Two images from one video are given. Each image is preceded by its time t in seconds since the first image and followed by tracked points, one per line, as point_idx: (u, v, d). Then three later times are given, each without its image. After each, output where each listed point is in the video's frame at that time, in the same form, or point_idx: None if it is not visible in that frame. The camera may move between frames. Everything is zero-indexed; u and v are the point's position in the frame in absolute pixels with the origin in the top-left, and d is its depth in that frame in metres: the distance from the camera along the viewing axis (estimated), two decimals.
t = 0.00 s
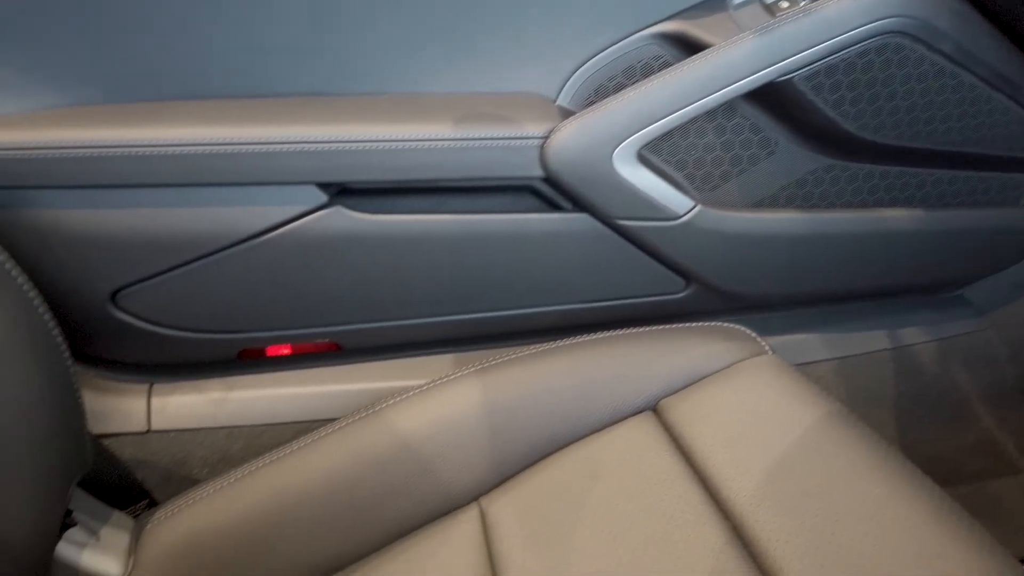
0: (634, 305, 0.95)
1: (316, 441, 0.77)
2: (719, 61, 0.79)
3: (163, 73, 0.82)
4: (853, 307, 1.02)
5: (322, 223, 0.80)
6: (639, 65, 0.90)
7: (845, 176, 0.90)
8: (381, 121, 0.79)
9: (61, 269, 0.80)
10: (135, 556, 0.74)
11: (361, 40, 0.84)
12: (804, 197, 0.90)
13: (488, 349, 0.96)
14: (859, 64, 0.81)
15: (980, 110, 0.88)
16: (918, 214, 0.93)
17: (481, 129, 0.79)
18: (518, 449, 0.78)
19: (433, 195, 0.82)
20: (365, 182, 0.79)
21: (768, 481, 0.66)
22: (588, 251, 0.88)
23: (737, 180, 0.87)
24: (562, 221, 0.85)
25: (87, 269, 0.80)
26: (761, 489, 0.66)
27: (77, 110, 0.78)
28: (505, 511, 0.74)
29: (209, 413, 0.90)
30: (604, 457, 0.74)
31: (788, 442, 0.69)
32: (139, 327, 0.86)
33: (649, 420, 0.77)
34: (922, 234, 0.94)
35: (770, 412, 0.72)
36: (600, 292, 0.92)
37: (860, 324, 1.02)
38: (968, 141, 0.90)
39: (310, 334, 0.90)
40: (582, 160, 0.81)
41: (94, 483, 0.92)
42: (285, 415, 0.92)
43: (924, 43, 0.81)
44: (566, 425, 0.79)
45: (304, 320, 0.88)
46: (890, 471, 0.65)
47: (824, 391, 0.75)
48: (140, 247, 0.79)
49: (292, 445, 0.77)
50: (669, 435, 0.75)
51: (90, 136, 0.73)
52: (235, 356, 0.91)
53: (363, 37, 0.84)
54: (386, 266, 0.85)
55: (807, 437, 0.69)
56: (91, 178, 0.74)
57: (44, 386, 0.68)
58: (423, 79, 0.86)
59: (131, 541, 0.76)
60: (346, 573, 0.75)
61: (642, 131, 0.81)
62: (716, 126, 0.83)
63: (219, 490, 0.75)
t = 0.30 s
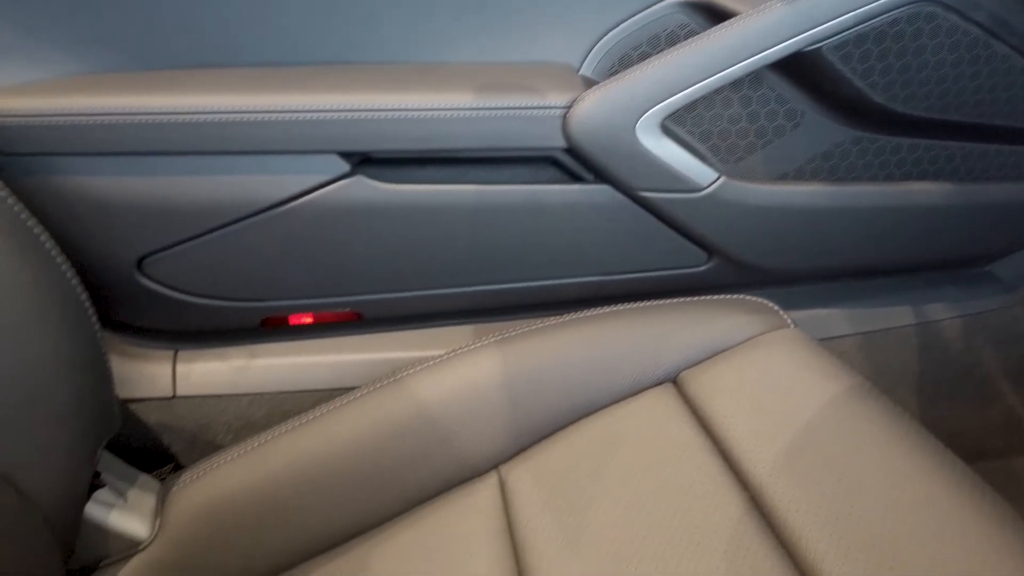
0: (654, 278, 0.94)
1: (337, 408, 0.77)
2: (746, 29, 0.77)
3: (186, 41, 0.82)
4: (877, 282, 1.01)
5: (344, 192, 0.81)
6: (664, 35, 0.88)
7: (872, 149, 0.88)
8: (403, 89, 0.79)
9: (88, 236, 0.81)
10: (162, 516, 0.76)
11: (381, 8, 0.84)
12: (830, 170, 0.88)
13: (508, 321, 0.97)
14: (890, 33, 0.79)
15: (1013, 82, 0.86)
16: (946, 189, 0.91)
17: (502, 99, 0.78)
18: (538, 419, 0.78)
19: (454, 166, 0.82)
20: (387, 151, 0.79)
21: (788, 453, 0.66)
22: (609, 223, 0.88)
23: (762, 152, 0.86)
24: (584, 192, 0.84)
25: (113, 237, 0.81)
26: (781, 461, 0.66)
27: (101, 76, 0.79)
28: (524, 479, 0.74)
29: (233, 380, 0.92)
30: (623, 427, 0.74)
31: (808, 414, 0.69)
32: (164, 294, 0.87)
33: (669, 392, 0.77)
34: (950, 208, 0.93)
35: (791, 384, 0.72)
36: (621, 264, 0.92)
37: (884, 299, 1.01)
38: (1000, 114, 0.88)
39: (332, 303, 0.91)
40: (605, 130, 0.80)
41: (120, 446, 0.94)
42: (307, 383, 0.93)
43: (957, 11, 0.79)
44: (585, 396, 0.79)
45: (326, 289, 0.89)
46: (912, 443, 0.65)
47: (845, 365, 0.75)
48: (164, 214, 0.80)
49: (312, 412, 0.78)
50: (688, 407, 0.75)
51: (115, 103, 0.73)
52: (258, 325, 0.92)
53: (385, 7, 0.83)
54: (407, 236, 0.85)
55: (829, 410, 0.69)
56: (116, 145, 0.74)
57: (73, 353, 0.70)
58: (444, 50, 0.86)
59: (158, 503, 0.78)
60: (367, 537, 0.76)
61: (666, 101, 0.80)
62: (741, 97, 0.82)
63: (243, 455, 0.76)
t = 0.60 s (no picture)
0: (672, 252, 0.94)
1: (355, 378, 0.78)
2: None
3: (205, 10, 0.82)
4: (898, 258, 1.00)
5: (362, 162, 0.81)
6: (686, 5, 0.86)
7: (896, 122, 0.86)
8: (421, 59, 0.78)
9: (110, 205, 0.82)
10: (184, 482, 0.77)
11: None
12: (852, 144, 0.87)
13: (525, 294, 0.97)
14: (917, 4, 0.78)
15: None
16: (974, 162, 0.90)
17: (521, 69, 0.78)
18: (553, 390, 0.79)
19: (472, 138, 0.82)
20: (405, 122, 0.78)
21: (805, 427, 0.66)
22: (628, 196, 0.87)
23: (783, 125, 0.85)
24: (602, 165, 0.84)
25: (134, 207, 0.82)
26: (797, 434, 0.66)
27: (121, 45, 0.79)
28: (540, 450, 0.75)
29: (252, 350, 0.93)
30: (638, 400, 0.75)
31: (826, 389, 0.69)
32: (184, 264, 0.88)
33: (685, 366, 0.77)
34: (974, 183, 0.91)
35: (809, 359, 0.72)
36: (639, 238, 0.92)
37: (905, 275, 1.00)
38: None
39: (350, 274, 0.91)
40: (625, 102, 0.79)
41: (142, 413, 0.95)
42: (325, 353, 0.94)
43: None
44: (601, 368, 0.79)
45: (344, 260, 0.89)
46: (930, 418, 0.64)
47: (864, 339, 0.74)
48: (184, 184, 0.81)
49: (329, 382, 0.79)
50: (704, 381, 0.75)
51: (134, 72, 0.73)
52: (277, 295, 0.93)
53: None
54: (425, 208, 0.85)
55: (846, 385, 0.68)
56: (137, 113, 0.75)
57: (97, 323, 0.70)
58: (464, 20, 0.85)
59: (179, 469, 0.79)
60: (384, 504, 0.77)
61: (687, 72, 0.79)
62: (764, 69, 0.81)
63: (263, 422, 0.77)
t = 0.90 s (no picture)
0: (690, 221, 0.93)
1: (370, 343, 0.78)
2: None
3: None
4: (918, 229, 0.99)
5: (379, 129, 0.80)
6: None
7: (920, 90, 0.85)
8: (438, 23, 0.77)
9: (129, 171, 0.82)
10: (203, 444, 0.79)
11: None
12: (874, 112, 0.86)
13: (541, 263, 0.97)
14: None
15: None
16: (997, 131, 0.88)
17: (539, 34, 0.77)
18: (568, 359, 0.79)
19: (489, 104, 0.81)
20: (422, 88, 0.78)
21: (821, 395, 0.66)
22: (645, 164, 0.86)
23: (804, 93, 0.84)
24: (620, 132, 0.83)
25: (151, 173, 0.82)
26: (813, 402, 0.65)
27: (138, 10, 0.79)
28: (554, 416, 0.75)
29: (270, 316, 0.93)
30: (653, 368, 0.75)
31: (843, 357, 0.68)
32: (201, 230, 0.88)
33: (702, 334, 0.77)
34: (998, 153, 0.90)
35: (826, 327, 0.71)
36: (656, 207, 0.91)
37: (925, 247, 0.99)
38: None
39: (367, 242, 0.91)
40: (644, 68, 0.78)
41: (162, 378, 0.96)
42: (342, 319, 0.94)
43: None
44: (616, 337, 0.79)
45: (361, 227, 0.90)
46: (949, 387, 0.64)
47: (882, 308, 0.74)
48: (201, 150, 0.81)
49: (345, 347, 0.79)
50: (720, 349, 0.75)
51: (151, 36, 0.73)
52: (294, 262, 0.93)
53: None
54: (442, 175, 0.85)
55: (863, 354, 0.68)
56: (155, 77, 0.75)
57: (119, 290, 0.71)
58: None
59: (200, 432, 0.80)
60: (400, 469, 0.78)
61: (707, 38, 0.77)
62: (786, 35, 0.79)
63: (280, 387, 0.78)
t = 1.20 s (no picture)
0: (705, 191, 0.92)
1: (383, 311, 0.79)
2: None
3: None
4: (937, 201, 0.98)
5: (393, 96, 0.80)
6: None
7: (942, 59, 0.83)
8: None
9: (143, 137, 0.82)
10: (218, 408, 0.79)
11: None
12: (895, 81, 0.84)
13: (554, 232, 0.96)
14: None
15: None
16: (1020, 101, 0.87)
17: None
18: (580, 328, 0.79)
19: (503, 71, 0.80)
20: (434, 55, 0.77)
21: (835, 366, 0.65)
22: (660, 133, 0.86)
23: (824, 61, 0.82)
24: (635, 100, 0.82)
25: (165, 139, 0.82)
26: (826, 372, 0.65)
27: None
28: (566, 384, 0.76)
29: (284, 284, 0.94)
30: (665, 337, 0.75)
31: (857, 328, 0.68)
32: (215, 197, 0.89)
33: (715, 304, 0.77)
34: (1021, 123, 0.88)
35: (842, 298, 0.71)
36: (670, 176, 0.90)
37: (943, 219, 0.98)
38: None
39: (380, 211, 0.91)
40: (660, 34, 0.77)
41: (178, 343, 0.97)
42: (355, 288, 0.95)
43: None
44: (629, 306, 0.79)
45: (375, 196, 0.90)
46: (965, 358, 0.63)
47: (898, 279, 0.73)
48: (214, 116, 0.81)
49: (357, 315, 0.80)
50: (734, 319, 0.75)
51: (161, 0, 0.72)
52: (308, 230, 0.94)
53: None
54: (455, 143, 0.84)
55: (878, 324, 0.68)
56: (167, 42, 0.75)
57: (134, 255, 0.71)
58: None
59: (215, 397, 0.81)
60: (412, 434, 0.79)
61: (725, 4, 0.76)
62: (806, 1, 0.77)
63: (294, 353, 0.78)
